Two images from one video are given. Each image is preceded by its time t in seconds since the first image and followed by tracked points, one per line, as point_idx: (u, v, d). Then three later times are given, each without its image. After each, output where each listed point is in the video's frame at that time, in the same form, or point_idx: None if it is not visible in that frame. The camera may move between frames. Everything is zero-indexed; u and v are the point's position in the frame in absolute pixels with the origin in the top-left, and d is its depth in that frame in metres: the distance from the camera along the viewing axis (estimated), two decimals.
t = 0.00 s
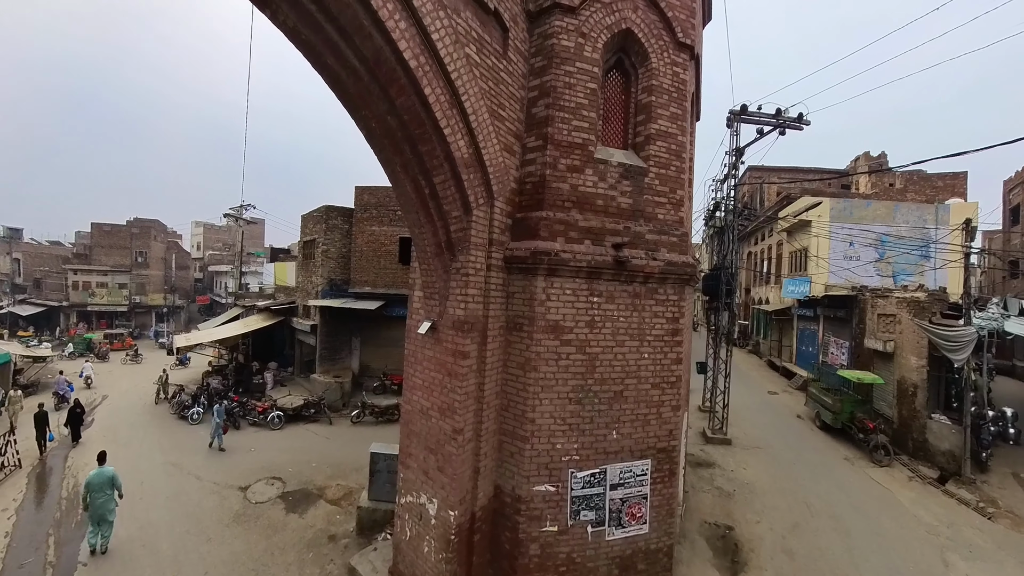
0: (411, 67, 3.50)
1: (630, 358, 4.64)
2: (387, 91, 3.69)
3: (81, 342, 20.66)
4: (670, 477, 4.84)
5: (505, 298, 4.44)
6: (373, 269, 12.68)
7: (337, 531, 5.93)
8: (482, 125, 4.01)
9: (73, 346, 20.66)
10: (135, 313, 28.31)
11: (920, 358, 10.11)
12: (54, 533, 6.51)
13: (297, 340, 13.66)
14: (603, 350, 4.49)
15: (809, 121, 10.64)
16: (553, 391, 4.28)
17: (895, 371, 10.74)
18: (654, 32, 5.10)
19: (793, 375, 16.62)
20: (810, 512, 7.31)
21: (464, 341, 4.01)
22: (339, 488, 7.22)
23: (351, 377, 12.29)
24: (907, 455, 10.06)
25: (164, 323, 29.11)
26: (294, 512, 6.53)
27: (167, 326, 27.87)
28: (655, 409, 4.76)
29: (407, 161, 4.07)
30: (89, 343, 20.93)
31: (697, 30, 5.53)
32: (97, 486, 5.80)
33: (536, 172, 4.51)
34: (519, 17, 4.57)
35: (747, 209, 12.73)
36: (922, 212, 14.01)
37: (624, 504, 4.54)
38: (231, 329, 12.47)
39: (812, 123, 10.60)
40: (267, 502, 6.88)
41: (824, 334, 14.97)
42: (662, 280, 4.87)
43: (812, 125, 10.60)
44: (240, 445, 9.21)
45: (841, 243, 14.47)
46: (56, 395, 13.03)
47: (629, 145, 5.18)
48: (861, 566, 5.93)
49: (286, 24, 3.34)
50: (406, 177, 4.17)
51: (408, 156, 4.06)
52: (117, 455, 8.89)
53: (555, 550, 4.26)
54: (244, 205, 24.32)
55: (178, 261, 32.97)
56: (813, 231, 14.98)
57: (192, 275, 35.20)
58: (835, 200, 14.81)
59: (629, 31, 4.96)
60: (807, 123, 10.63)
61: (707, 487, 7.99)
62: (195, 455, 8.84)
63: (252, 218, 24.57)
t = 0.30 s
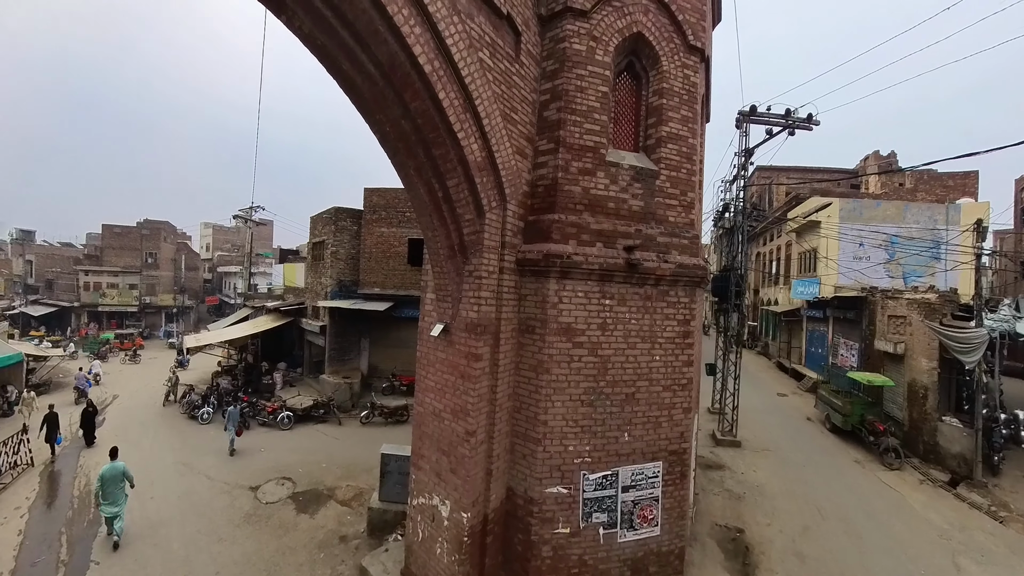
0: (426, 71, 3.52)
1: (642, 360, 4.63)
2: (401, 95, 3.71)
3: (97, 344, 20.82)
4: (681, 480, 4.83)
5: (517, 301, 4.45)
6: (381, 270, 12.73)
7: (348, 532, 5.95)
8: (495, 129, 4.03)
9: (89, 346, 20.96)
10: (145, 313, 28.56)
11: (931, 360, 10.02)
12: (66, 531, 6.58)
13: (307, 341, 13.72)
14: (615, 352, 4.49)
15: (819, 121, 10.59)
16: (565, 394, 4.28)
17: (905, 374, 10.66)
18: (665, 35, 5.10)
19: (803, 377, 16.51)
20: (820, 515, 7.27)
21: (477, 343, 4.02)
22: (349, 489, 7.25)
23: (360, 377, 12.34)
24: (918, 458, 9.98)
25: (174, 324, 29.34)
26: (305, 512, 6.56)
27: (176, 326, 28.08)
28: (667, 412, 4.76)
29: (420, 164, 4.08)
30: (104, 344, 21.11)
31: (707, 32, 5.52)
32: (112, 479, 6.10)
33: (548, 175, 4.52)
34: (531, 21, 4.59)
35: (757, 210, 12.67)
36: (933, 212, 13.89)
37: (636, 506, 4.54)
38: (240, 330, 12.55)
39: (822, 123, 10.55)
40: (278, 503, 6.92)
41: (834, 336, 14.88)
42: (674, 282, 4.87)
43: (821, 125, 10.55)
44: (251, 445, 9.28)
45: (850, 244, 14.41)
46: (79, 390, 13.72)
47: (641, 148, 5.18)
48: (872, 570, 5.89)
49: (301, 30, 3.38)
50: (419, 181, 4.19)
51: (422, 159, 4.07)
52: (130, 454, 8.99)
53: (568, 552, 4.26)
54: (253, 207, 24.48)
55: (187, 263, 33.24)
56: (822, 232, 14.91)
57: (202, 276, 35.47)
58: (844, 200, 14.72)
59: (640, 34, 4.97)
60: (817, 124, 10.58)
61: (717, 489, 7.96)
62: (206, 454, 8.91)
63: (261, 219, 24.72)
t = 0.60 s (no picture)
0: (440, 75, 3.54)
1: (654, 362, 4.63)
2: (415, 98, 3.73)
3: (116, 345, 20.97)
4: (693, 482, 4.83)
5: (529, 302, 4.46)
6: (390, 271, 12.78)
7: (359, 532, 5.98)
8: (508, 131, 4.05)
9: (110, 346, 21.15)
10: (156, 314, 28.85)
11: (943, 362, 9.91)
12: (79, 529, 6.66)
13: (316, 341, 13.81)
14: (627, 354, 4.49)
15: (830, 121, 10.52)
16: (577, 395, 4.28)
17: (917, 376, 10.55)
18: (676, 37, 5.10)
19: (814, 379, 16.38)
20: (831, 518, 7.22)
21: (489, 345, 4.03)
22: (359, 489, 7.28)
23: (370, 378, 12.39)
24: (930, 461, 9.87)
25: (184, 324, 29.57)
26: (316, 512, 6.59)
27: (187, 326, 28.33)
28: (679, 413, 4.75)
29: (434, 167, 4.10)
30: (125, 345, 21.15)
31: (719, 33, 5.51)
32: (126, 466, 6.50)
33: (560, 177, 4.53)
34: (543, 23, 4.61)
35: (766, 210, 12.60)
36: (945, 212, 13.75)
37: (647, 508, 4.54)
38: (250, 330, 12.65)
39: (832, 122, 10.48)
40: (288, 502, 6.96)
41: (844, 337, 14.76)
42: (685, 284, 4.88)
43: (832, 125, 10.49)
44: (261, 444, 9.35)
45: (861, 244, 14.26)
46: (97, 386, 14.23)
47: (652, 149, 5.19)
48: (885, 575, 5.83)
49: (316, 34, 3.41)
50: (432, 183, 4.21)
51: (435, 162, 4.08)
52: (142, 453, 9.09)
53: (580, 553, 4.26)
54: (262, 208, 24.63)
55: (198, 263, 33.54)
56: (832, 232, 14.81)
57: (212, 276, 35.76)
58: (855, 200, 14.61)
59: (652, 35, 4.97)
60: (827, 123, 10.51)
61: (728, 491, 7.92)
62: (216, 454, 8.99)
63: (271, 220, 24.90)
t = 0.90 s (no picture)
0: (455, 77, 3.54)
1: (667, 363, 4.63)
2: (429, 100, 3.73)
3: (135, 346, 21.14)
4: (707, 484, 4.82)
5: (542, 303, 4.47)
6: (400, 272, 12.83)
7: (371, 532, 6.00)
8: (521, 133, 4.05)
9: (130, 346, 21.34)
10: (167, 313, 29.14)
11: (957, 365, 9.77)
12: (92, 526, 6.73)
13: (327, 342, 13.90)
14: (640, 355, 4.49)
15: (842, 119, 10.43)
16: (591, 397, 4.29)
17: (931, 378, 10.42)
18: (689, 37, 5.08)
19: (825, 381, 16.22)
20: (844, 522, 7.14)
21: (503, 346, 4.02)
22: (370, 489, 7.29)
23: (380, 378, 12.44)
24: (945, 465, 9.74)
25: (195, 324, 29.85)
26: (327, 512, 6.62)
27: (198, 326, 28.58)
28: (692, 415, 4.76)
29: (448, 168, 4.10)
30: (142, 344, 21.39)
31: (732, 33, 5.47)
32: (143, 459, 6.82)
33: (573, 178, 4.54)
34: (556, 24, 4.62)
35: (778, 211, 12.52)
36: (959, 210, 13.61)
37: (661, 511, 4.53)
38: (260, 330, 12.73)
39: (845, 121, 10.39)
40: (300, 502, 7.00)
41: (857, 339, 14.60)
42: (698, 285, 4.87)
43: (845, 123, 10.39)
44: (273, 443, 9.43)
45: (873, 245, 14.09)
46: (115, 382, 14.57)
47: (664, 150, 5.17)
48: None
49: (331, 36, 3.43)
50: (446, 184, 4.21)
51: (449, 163, 4.08)
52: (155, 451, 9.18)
53: (593, 556, 4.24)
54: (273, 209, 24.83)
55: (209, 264, 33.84)
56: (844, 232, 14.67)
57: (223, 277, 36.04)
58: (867, 200, 14.45)
59: (664, 35, 4.95)
60: (840, 122, 10.43)
61: (740, 494, 7.87)
62: (228, 453, 9.08)
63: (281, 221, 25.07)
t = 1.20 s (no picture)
0: (471, 78, 3.55)
1: (681, 365, 4.64)
2: (445, 100, 3.74)
3: (152, 345, 21.47)
4: (721, 486, 4.83)
5: (557, 304, 4.48)
6: (411, 272, 12.89)
7: (383, 532, 6.02)
8: (537, 134, 4.05)
9: (147, 346, 21.65)
10: (179, 313, 29.46)
11: (973, 367, 9.62)
12: (106, 524, 6.80)
13: (338, 342, 13.99)
14: (655, 357, 4.51)
15: (856, 118, 10.34)
16: (606, 399, 4.30)
17: (947, 381, 10.26)
18: (703, 37, 5.05)
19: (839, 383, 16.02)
20: (858, 526, 7.06)
21: (518, 347, 4.02)
22: (382, 490, 7.32)
23: (391, 378, 12.49)
24: (960, 469, 9.59)
25: (207, 324, 30.13)
26: (340, 512, 6.65)
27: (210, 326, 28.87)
28: (707, 417, 4.77)
29: (463, 169, 4.10)
30: (160, 343, 21.73)
31: (746, 32, 5.44)
32: (157, 450, 7.15)
33: (588, 179, 4.55)
34: (570, 25, 4.62)
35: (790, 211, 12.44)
36: (974, 209, 13.42)
37: (676, 514, 4.55)
38: (272, 330, 12.83)
39: (859, 119, 10.29)
40: (312, 502, 7.04)
41: (870, 340, 14.43)
42: (713, 286, 4.86)
43: (858, 122, 10.30)
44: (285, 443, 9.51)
45: (887, 245, 13.96)
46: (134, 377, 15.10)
47: (678, 150, 5.15)
48: None
49: (347, 37, 3.43)
50: (461, 185, 4.21)
51: (464, 164, 4.09)
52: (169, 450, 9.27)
53: (608, 559, 4.24)
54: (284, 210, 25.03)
55: (221, 265, 34.19)
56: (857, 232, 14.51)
57: (235, 277, 36.37)
58: (881, 199, 14.30)
59: (679, 35, 4.93)
60: (853, 120, 10.33)
61: (754, 497, 7.79)
62: (240, 452, 9.17)
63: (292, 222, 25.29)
